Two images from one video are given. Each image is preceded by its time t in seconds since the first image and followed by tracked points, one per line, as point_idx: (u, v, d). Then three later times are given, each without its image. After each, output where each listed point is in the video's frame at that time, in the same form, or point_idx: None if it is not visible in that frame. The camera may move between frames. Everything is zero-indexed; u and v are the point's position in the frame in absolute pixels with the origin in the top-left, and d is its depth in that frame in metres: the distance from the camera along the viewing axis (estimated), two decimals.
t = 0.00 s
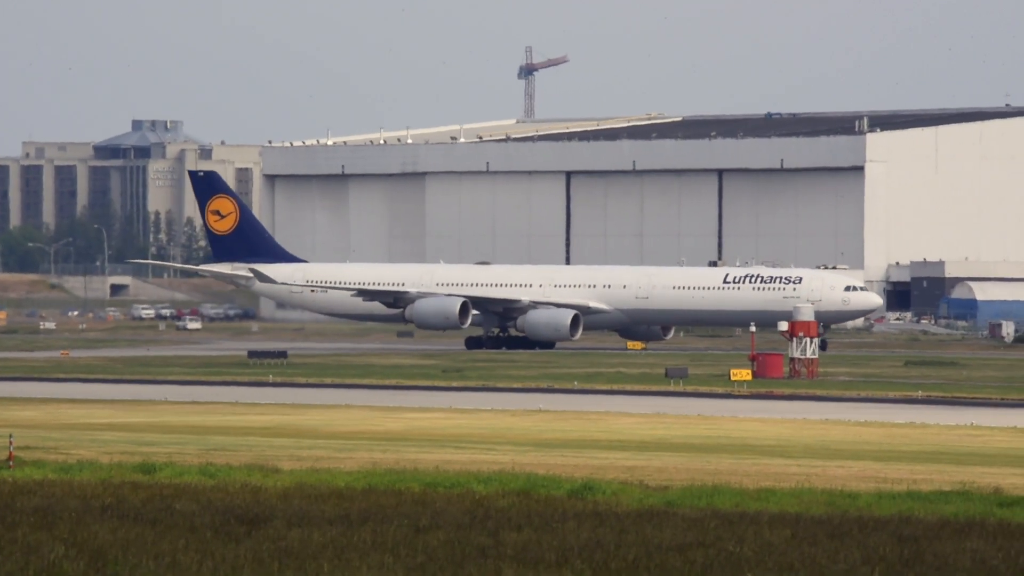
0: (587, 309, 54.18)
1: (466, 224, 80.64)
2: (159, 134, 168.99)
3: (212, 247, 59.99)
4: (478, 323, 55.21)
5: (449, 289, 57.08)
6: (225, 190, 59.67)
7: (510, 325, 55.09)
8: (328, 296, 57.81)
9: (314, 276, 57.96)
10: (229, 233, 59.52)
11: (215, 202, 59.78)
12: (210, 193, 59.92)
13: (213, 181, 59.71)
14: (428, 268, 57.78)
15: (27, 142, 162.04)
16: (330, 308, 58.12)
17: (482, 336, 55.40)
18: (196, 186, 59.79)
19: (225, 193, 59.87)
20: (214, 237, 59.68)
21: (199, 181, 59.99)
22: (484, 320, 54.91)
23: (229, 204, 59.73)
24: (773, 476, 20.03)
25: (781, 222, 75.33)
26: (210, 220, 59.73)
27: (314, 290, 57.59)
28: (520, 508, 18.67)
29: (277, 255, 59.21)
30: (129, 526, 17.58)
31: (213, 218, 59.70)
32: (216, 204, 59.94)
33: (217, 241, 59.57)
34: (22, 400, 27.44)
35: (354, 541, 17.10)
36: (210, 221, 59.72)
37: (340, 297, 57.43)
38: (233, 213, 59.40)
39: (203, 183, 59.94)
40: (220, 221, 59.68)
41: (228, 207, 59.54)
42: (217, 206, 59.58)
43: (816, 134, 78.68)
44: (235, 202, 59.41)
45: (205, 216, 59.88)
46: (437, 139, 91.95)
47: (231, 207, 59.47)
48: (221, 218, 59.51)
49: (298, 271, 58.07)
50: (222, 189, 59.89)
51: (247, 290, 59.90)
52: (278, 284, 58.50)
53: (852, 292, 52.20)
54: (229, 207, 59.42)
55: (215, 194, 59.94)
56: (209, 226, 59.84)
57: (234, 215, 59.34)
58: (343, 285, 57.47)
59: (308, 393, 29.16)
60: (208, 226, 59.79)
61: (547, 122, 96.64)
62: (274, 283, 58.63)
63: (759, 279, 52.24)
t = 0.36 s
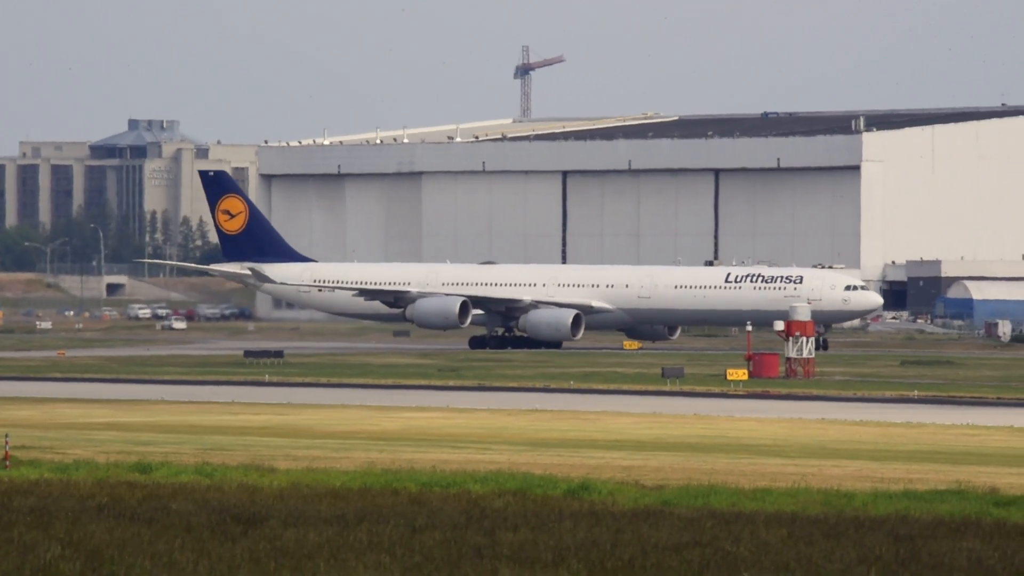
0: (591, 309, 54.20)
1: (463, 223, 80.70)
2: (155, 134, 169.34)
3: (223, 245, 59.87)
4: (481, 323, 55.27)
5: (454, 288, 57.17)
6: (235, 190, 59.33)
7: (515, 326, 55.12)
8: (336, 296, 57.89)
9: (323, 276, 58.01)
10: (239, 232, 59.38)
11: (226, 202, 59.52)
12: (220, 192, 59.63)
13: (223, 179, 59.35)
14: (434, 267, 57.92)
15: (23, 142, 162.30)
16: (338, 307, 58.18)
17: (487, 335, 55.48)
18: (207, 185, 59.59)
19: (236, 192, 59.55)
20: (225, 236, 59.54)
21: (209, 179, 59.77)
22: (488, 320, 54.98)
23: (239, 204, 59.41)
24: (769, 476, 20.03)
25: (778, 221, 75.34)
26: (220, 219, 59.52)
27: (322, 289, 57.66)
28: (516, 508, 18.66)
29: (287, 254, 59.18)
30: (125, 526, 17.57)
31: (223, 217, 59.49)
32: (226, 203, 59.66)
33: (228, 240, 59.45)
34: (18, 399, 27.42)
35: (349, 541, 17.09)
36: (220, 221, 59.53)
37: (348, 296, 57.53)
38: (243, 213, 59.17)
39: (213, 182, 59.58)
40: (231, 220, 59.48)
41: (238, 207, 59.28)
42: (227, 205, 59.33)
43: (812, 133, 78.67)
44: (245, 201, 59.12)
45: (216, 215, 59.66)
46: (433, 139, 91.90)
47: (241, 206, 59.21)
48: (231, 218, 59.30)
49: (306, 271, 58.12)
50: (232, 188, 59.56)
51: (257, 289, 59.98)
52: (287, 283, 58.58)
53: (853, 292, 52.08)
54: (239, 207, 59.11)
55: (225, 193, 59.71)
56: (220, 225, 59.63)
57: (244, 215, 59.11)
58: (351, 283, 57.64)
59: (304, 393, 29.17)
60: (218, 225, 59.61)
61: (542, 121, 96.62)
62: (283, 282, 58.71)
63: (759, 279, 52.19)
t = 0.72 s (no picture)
0: (585, 309, 54.26)
1: (449, 223, 80.66)
2: (141, 136, 169.72)
3: (223, 246, 59.89)
4: (476, 324, 55.42)
5: (449, 290, 57.29)
6: (234, 191, 59.32)
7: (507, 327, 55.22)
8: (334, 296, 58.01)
9: (319, 276, 58.08)
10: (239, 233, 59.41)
11: (225, 203, 59.51)
12: (220, 194, 59.61)
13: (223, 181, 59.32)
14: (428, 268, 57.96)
15: (9, 143, 162.74)
16: (335, 308, 58.29)
17: (481, 337, 55.63)
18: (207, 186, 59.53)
19: (235, 193, 59.55)
20: (224, 237, 59.55)
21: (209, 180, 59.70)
22: (483, 321, 55.12)
23: (239, 205, 59.43)
24: (755, 477, 20.06)
25: (764, 222, 75.52)
26: (220, 221, 59.53)
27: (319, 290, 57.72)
28: (503, 509, 18.66)
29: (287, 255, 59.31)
30: (111, 527, 17.54)
31: (223, 218, 59.50)
32: (226, 204, 59.63)
33: (228, 241, 59.49)
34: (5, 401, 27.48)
35: (336, 542, 17.08)
36: (220, 221, 59.52)
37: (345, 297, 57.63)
38: (244, 214, 59.17)
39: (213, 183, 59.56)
40: (231, 221, 59.51)
41: (239, 208, 59.28)
42: (228, 206, 59.32)
43: (799, 134, 79.09)
44: (245, 203, 59.11)
45: (216, 216, 59.63)
46: (420, 139, 92.02)
47: (241, 207, 59.20)
48: (231, 219, 59.33)
49: (303, 271, 58.15)
50: (232, 189, 59.55)
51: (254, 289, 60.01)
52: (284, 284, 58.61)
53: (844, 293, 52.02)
54: (239, 209, 59.13)
55: (225, 194, 59.67)
56: (219, 226, 59.62)
57: (245, 216, 59.12)
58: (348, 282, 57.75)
59: (291, 393, 29.23)
60: (218, 226, 59.61)
61: (530, 122, 96.71)
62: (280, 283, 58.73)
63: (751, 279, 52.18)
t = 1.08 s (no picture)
0: (584, 309, 54.29)
1: (441, 222, 80.73)
2: (133, 135, 169.69)
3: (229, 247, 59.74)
4: (476, 323, 55.47)
5: (453, 288, 57.41)
6: (240, 191, 59.29)
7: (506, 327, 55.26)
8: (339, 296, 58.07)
9: (324, 276, 58.14)
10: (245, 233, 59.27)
11: (232, 203, 59.45)
12: (226, 194, 59.59)
13: (229, 181, 59.37)
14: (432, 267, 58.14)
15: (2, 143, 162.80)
16: (340, 308, 58.37)
17: (481, 336, 55.68)
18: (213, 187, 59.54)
19: (241, 194, 59.51)
20: (230, 237, 59.41)
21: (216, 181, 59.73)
22: (483, 321, 55.18)
23: (245, 205, 59.35)
24: (748, 476, 20.07)
25: (756, 222, 75.46)
26: (226, 221, 59.45)
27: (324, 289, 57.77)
28: (495, 509, 18.67)
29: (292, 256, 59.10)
30: (103, 527, 17.52)
31: (229, 218, 59.39)
32: (232, 204, 59.59)
33: (234, 242, 59.34)
34: None
35: (328, 541, 17.07)
36: (226, 222, 59.43)
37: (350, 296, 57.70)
38: (249, 214, 59.08)
39: (219, 184, 59.56)
40: (237, 221, 59.38)
41: (244, 207, 59.20)
42: (233, 206, 59.25)
43: (790, 134, 78.92)
44: (251, 202, 59.06)
45: (222, 216, 59.57)
46: (412, 139, 91.96)
47: (247, 207, 59.13)
48: (237, 219, 59.22)
49: (308, 270, 58.20)
50: (238, 189, 59.51)
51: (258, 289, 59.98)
52: (289, 284, 58.66)
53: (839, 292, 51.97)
54: (245, 208, 59.05)
55: (232, 194, 59.62)
56: (225, 226, 59.52)
57: (250, 216, 59.02)
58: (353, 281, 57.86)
59: (285, 393, 29.19)
60: (224, 227, 59.51)
61: (523, 122, 96.60)
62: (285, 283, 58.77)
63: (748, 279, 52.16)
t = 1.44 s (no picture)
0: (586, 309, 54.31)
1: (437, 222, 80.75)
2: (128, 135, 169.65)
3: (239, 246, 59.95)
4: (479, 323, 55.53)
5: (457, 288, 57.46)
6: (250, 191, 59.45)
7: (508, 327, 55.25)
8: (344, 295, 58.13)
9: (330, 275, 58.21)
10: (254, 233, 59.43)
11: (242, 203, 59.64)
12: (236, 193, 59.79)
13: (239, 180, 59.53)
14: (436, 267, 58.15)
15: None
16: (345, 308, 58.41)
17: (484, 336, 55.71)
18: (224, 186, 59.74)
19: (251, 194, 59.68)
20: (240, 237, 59.63)
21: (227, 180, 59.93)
22: (485, 321, 55.23)
23: (254, 205, 59.53)
24: (743, 476, 20.06)
25: (751, 221, 75.44)
26: (236, 220, 59.67)
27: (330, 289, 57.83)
28: (491, 509, 18.66)
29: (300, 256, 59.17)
30: (99, 527, 17.49)
31: (239, 218, 59.57)
32: (242, 204, 59.76)
33: (243, 241, 59.55)
34: None
35: (323, 542, 17.05)
36: (236, 221, 59.66)
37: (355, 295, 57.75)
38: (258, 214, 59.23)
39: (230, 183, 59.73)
40: (246, 221, 59.55)
41: (253, 208, 59.36)
42: (243, 206, 59.43)
43: (784, 134, 78.81)
44: (259, 203, 59.21)
45: (232, 216, 59.79)
46: (407, 139, 91.89)
47: (255, 207, 59.29)
48: (246, 218, 59.42)
49: (315, 270, 58.27)
50: (247, 189, 59.63)
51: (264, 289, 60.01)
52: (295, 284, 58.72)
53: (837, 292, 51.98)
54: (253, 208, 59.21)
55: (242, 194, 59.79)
56: (235, 226, 59.73)
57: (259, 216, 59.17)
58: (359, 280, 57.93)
59: (281, 393, 29.17)
60: (234, 226, 59.72)
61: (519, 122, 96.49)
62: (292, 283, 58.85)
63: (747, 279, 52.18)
